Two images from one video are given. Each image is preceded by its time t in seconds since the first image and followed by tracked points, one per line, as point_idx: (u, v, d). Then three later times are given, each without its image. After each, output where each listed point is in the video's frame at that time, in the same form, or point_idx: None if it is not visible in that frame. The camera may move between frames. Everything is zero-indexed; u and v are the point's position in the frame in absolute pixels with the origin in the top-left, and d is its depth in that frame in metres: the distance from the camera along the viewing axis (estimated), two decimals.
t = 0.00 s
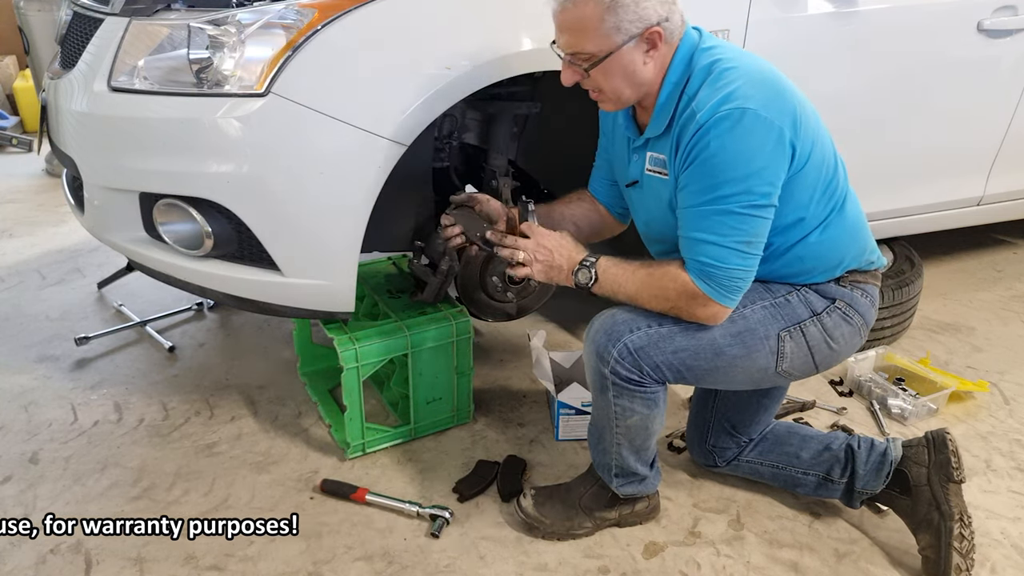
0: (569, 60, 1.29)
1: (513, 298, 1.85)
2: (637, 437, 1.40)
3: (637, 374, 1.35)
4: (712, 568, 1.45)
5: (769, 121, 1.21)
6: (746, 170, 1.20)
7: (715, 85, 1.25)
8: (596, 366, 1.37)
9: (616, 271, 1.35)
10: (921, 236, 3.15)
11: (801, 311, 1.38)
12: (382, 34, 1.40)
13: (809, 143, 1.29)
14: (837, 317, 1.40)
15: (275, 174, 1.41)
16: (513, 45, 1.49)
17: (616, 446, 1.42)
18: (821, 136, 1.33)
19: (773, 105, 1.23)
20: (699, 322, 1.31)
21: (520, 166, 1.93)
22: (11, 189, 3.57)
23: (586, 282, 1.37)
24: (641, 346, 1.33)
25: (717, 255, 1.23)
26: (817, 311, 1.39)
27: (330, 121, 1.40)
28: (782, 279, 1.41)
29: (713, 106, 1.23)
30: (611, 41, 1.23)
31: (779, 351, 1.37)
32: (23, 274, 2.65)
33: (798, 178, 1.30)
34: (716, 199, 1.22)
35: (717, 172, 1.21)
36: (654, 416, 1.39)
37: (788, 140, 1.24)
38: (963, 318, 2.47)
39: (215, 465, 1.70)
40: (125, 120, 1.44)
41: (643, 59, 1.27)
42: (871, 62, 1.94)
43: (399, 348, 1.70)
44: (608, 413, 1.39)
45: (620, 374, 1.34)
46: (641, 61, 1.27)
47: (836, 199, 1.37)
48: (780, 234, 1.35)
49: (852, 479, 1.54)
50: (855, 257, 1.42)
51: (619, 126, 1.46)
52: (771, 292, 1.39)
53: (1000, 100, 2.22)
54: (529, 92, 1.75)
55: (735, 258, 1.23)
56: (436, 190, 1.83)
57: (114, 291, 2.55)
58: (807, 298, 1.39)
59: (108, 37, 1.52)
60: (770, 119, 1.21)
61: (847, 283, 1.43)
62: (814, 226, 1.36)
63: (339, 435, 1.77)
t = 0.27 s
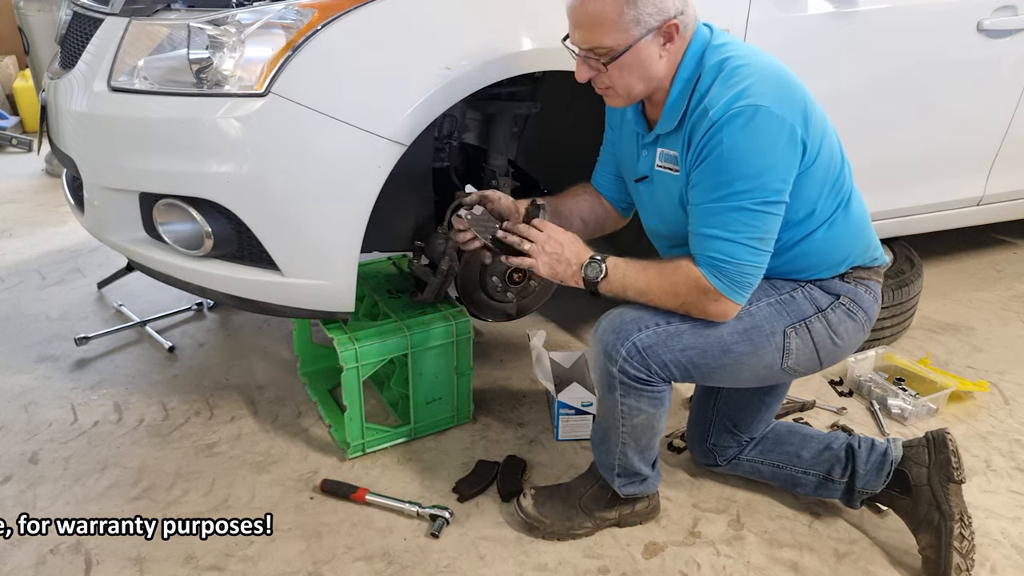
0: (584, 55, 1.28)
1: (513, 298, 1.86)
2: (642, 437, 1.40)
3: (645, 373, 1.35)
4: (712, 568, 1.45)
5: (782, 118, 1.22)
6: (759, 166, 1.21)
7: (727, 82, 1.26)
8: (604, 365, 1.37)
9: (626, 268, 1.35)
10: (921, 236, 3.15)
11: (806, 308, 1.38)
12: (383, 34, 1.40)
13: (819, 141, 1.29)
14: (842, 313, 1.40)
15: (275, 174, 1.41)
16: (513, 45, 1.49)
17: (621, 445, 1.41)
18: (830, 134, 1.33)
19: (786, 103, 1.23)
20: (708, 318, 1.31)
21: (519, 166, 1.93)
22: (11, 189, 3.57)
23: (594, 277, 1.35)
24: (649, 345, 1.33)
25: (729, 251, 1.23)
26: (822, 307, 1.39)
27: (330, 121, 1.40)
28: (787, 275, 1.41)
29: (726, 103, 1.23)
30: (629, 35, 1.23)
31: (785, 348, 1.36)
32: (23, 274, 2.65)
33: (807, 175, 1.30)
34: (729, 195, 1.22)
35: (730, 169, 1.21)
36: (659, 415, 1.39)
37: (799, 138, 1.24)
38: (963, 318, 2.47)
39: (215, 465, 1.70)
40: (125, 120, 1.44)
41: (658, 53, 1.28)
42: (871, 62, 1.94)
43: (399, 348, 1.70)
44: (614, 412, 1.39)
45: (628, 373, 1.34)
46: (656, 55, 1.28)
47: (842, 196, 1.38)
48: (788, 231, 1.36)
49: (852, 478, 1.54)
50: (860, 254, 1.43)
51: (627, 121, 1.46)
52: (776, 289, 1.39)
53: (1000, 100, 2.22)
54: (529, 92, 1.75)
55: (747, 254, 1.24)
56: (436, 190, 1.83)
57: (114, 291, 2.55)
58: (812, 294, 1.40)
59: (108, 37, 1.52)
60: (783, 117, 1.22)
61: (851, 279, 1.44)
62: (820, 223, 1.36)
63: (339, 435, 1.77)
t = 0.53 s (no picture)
0: (594, 52, 1.28)
1: (513, 298, 1.86)
2: (650, 438, 1.40)
3: (656, 374, 1.34)
4: (712, 568, 1.45)
5: (789, 114, 1.22)
6: (768, 162, 1.21)
7: (733, 79, 1.26)
8: (614, 367, 1.36)
9: (634, 270, 1.35)
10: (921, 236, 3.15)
11: (813, 305, 1.38)
12: (384, 34, 1.40)
13: (825, 138, 1.30)
14: (848, 309, 1.40)
15: (275, 174, 1.41)
16: (513, 45, 1.49)
17: (628, 447, 1.41)
18: (835, 131, 1.34)
19: (793, 100, 1.24)
20: (718, 315, 1.31)
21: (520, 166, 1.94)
22: (11, 189, 3.57)
23: (602, 280, 1.35)
24: (661, 345, 1.33)
25: (739, 247, 1.23)
26: (829, 304, 1.39)
27: (330, 121, 1.40)
28: (792, 273, 1.41)
29: (733, 100, 1.24)
30: (640, 30, 1.23)
31: (793, 345, 1.37)
32: (23, 274, 2.65)
33: (813, 171, 1.31)
34: (738, 192, 1.22)
35: (739, 165, 1.22)
36: (667, 416, 1.39)
37: (806, 134, 1.25)
38: (963, 318, 2.47)
39: (215, 465, 1.70)
40: (125, 120, 1.44)
41: (668, 48, 1.28)
42: (871, 63, 1.94)
43: (399, 348, 1.70)
44: (622, 414, 1.38)
45: (639, 374, 1.34)
46: (667, 50, 1.28)
47: (847, 193, 1.38)
48: (794, 228, 1.36)
49: (853, 478, 1.54)
50: (864, 251, 1.43)
51: (632, 120, 1.46)
52: (783, 287, 1.39)
53: (1000, 100, 2.22)
54: (529, 92, 1.75)
55: (757, 249, 1.24)
56: (436, 191, 1.83)
57: (114, 291, 2.55)
58: (818, 291, 1.40)
59: (108, 37, 1.52)
60: (791, 113, 1.23)
61: (856, 275, 1.43)
62: (825, 219, 1.36)
63: (339, 435, 1.77)
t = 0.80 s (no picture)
0: (603, 38, 1.27)
1: (513, 298, 1.85)
2: (651, 438, 1.40)
3: (658, 373, 1.34)
4: (712, 568, 1.45)
5: (797, 113, 1.23)
6: (777, 161, 1.21)
7: (741, 78, 1.27)
8: (616, 365, 1.36)
9: (644, 264, 1.34)
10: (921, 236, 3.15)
11: (815, 305, 1.38)
12: (384, 34, 1.40)
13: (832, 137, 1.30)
14: (849, 309, 1.40)
15: (275, 174, 1.41)
16: (513, 45, 1.49)
17: (629, 446, 1.41)
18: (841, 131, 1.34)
19: (800, 99, 1.24)
20: (727, 313, 1.30)
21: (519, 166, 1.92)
22: (11, 189, 3.57)
23: (611, 269, 1.34)
24: (663, 344, 1.33)
25: (748, 246, 1.24)
26: (831, 303, 1.39)
27: (330, 121, 1.40)
28: (794, 272, 1.41)
29: (741, 98, 1.24)
30: (652, 16, 1.23)
31: (795, 345, 1.37)
32: (23, 274, 2.65)
33: (820, 170, 1.31)
34: (747, 191, 1.23)
35: (747, 164, 1.22)
36: (669, 416, 1.38)
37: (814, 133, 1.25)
38: (963, 318, 2.47)
39: (215, 465, 1.70)
40: (125, 120, 1.44)
41: (678, 38, 1.28)
42: (871, 63, 1.94)
43: (399, 348, 1.71)
44: (624, 412, 1.38)
45: (641, 373, 1.34)
46: (677, 39, 1.28)
47: (852, 192, 1.39)
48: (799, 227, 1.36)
49: (853, 478, 1.54)
50: (867, 250, 1.44)
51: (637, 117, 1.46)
52: (785, 286, 1.39)
53: (1000, 100, 2.22)
54: (529, 92, 1.75)
55: (765, 248, 1.24)
56: (436, 189, 1.82)
57: (114, 291, 2.55)
58: (820, 291, 1.40)
59: (108, 37, 1.52)
60: (799, 112, 1.23)
61: (858, 274, 1.44)
62: (829, 219, 1.37)
63: (339, 435, 1.77)
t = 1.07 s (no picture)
0: (609, 31, 1.28)
1: (512, 298, 1.85)
2: (652, 438, 1.40)
3: (659, 373, 1.34)
4: (712, 568, 1.45)
5: (802, 113, 1.23)
6: (783, 161, 1.21)
7: (746, 77, 1.27)
8: (617, 365, 1.36)
9: (651, 262, 1.33)
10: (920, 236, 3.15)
11: (817, 305, 1.38)
12: (385, 35, 1.41)
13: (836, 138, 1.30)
14: (851, 309, 1.40)
15: (275, 174, 1.41)
16: (513, 44, 1.49)
17: (629, 446, 1.41)
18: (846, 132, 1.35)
19: (805, 98, 1.24)
20: (732, 313, 1.30)
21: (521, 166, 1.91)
22: (12, 189, 3.57)
23: (618, 265, 1.32)
24: (665, 344, 1.33)
25: (754, 247, 1.24)
26: (833, 304, 1.39)
27: (330, 121, 1.40)
28: (797, 272, 1.41)
29: (746, 98, 1.24)
30: (659, 9, 1.23)
31: (797, 345, 1.36)
32: (23, 274, 2.65)
33: (824, 171, 1.31)
34: (753, 191, 1.23)
35: (752, 164, 1.22)
36: (670, 416, 1.38)
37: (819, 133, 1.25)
38: (963, 318, 2.47)
39: (215, 465, 1.70)
40: (125, 120, 1.44)
41: (684, 33, 1.28)
42: (871, 63, 1.94)
43: (399, 348, 1.71)
44: (625, 412, 1.38)
45: (642, 373, 1.34)
46: (683, 34, 1.28)
47: (855, 192, 1.39)
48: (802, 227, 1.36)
49: (853, 478, 1.54)
50: (870, 250, 1.44)
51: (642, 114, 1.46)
52: (788, 286, 1.39)
53: (1000, 100, 2.22)
54: (529, 92, 1.74)
55: (771, 249, 1.24)
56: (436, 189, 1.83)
57: (114, 291, 2.55)
58: (822, 291, 1.40)
59: (108, 37, 1.52)
60: (804, 112, 1.23)
61: (860, 275, 1.44)
62: (832, 219, 1.37)
63: (339, 435, 1.77)
